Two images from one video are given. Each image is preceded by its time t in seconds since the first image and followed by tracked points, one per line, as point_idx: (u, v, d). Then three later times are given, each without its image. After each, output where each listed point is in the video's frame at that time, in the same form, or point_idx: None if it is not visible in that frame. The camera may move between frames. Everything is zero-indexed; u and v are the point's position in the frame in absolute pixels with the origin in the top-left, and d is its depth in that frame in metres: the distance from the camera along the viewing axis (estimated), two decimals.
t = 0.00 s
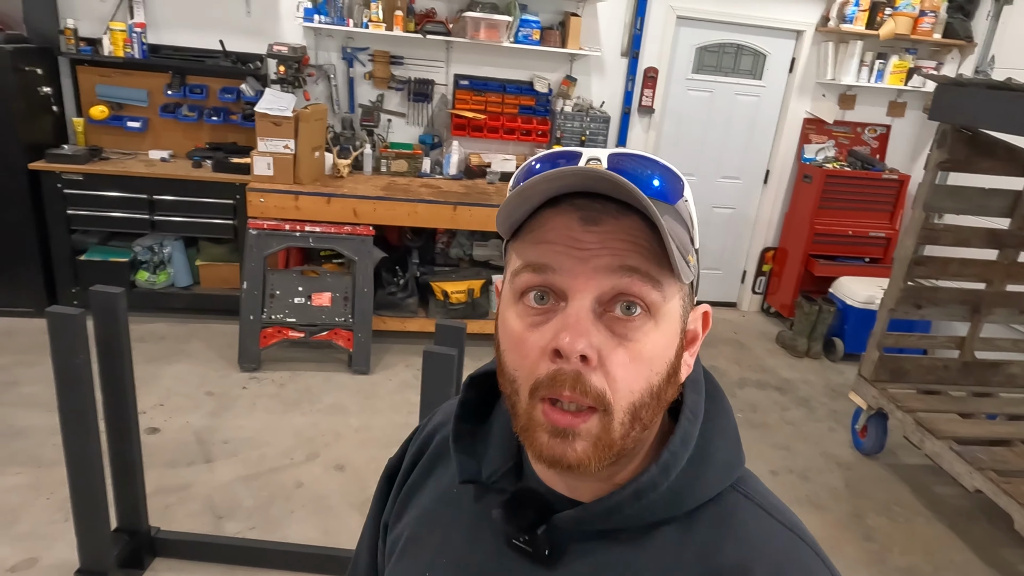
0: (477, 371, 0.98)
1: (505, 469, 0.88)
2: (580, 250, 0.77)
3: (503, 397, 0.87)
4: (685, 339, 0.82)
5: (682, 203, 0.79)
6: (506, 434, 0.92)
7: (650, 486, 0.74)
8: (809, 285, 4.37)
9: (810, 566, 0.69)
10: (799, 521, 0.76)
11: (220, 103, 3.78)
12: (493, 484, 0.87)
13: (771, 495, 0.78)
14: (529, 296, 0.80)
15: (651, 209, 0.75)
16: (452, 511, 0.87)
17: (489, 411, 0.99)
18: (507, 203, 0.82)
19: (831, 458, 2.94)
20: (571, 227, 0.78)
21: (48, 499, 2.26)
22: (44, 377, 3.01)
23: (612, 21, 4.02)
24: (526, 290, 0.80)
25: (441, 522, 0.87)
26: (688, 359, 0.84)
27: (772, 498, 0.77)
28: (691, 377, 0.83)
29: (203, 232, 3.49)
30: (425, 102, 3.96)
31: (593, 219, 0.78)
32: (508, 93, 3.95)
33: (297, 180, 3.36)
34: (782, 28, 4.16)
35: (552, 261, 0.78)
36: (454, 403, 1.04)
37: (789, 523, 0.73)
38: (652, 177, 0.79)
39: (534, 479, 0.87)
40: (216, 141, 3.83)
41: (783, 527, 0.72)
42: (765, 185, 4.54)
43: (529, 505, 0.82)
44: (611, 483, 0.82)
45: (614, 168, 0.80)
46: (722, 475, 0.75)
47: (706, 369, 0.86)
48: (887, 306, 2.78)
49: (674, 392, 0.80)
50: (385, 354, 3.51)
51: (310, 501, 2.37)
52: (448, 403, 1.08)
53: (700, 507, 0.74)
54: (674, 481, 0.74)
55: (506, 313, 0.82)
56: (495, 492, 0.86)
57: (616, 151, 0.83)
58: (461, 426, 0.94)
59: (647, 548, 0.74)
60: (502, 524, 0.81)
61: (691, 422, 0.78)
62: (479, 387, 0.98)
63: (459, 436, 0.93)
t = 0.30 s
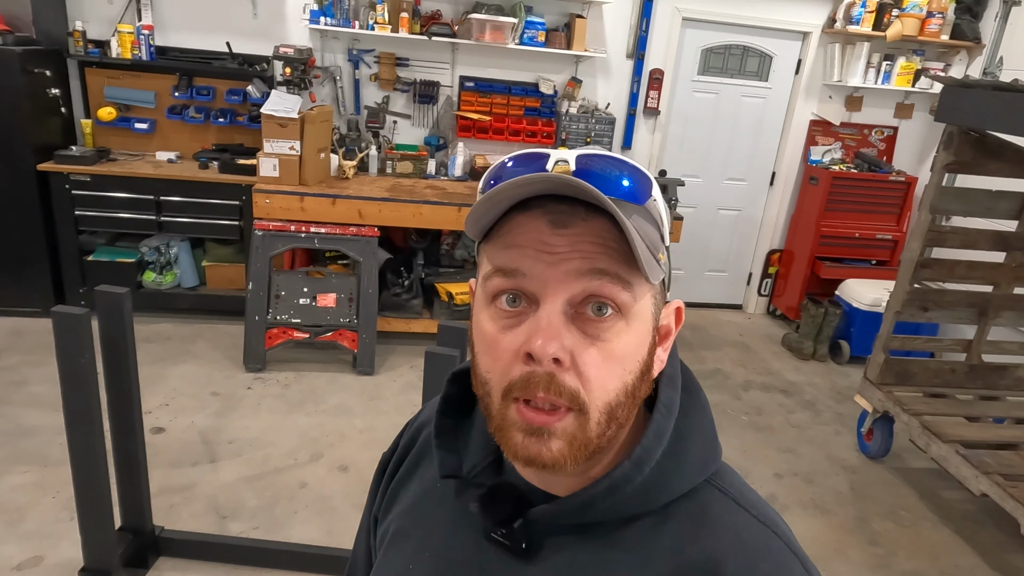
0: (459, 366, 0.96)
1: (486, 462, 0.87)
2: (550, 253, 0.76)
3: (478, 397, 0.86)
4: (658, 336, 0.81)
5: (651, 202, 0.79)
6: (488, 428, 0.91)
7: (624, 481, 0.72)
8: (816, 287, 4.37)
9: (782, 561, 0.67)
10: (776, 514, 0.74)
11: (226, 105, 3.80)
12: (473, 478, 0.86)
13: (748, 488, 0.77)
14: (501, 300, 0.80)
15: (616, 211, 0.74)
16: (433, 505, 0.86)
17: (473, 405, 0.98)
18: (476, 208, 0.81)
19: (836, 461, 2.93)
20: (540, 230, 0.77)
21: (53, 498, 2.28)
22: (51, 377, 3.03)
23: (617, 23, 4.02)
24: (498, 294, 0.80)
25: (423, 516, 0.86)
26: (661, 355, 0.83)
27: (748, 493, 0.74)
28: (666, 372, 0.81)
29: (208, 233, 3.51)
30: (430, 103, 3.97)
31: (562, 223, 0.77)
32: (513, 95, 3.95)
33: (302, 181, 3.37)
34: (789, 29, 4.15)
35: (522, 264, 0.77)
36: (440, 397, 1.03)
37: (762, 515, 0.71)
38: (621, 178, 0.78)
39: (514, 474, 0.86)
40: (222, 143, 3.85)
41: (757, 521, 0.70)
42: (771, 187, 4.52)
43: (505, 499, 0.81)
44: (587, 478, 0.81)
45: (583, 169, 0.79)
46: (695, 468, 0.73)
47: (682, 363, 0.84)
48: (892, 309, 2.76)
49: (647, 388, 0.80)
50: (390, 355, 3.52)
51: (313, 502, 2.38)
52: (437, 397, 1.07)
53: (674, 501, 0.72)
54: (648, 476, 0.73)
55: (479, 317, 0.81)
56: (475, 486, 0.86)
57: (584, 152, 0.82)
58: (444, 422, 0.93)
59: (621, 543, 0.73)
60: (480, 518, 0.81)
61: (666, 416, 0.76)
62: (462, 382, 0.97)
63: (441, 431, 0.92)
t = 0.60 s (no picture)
0: (459, 361, 0.97)
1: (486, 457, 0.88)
2: (547, 250, 0.77)
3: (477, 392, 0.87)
4: (654, 331, 0.82)
5: (648, 199, 0.80)
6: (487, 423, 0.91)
7: (620, 474, 0.73)
8: (816, 290, 4.39)
9: (777, 551, 0.67)
10: (773, 506, 0.74)
11: (228, 107, 3.82)
12: (472, 473, 0.87)
13: (746, 481, 0.77)
14: (499, 296, 0.80)
15: (611, 209, 0.74)
16: (434, 501, 0.87)
17: (473, 400, 0.98)
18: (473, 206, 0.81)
19: (836, 464, 2.93)
20: (537, 229, 0.78)
21: (54, 498, 2.28)
22: (52, 378, 3.03)
23: (618, 26, 4.03)
24: (496, 291, 0.80)
25: (424, 511, 0.87)
26: (658, 350, 0.83)
27: (746, 485, 0.75)
28: (663, 366, 0.82)
29: (209, 235, 3.53)
30: (431, 106, 3.98)
31: (558, 221, 0.77)
32: (513, 98, 3.96)
33: (303, 183, 3.38)
34: (788, 33, 4.16)
35: (519, 262, 0.78)
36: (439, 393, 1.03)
37: (758, 506, 0.72)
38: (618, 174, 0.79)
39: (514, 469, 0.87)
40: (224, 145, 3.86)
41: (754, 513, 0.70)
42: (771, 191, 4.53)
43: (503, 494, 0.82)
44: (585, 472, 0.82)
45: (579, 167, 0.80)
46: (690, 461, 0.73)
47: (680, 357, 0.84)
48: (892, 311, 2.77)
49: (644, 383, 0.80)
50: (390, 357, 3.53)
51: (314, 503, 2.38)
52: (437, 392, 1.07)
53: (670, 494, 0.73)
54: (643, 469, 0.73)
55: (477, 314, 0.81)
56: (475, 481, 0.87)
57: (580, 151, 0.83)
58: (443, 417, 0.94)
59: (616, 536, 0.73)
60: (480, 513, 0.82)
61: (662, 409, 0.77)
62: (460, 377, 0.97)
63: (440, 426, 0.93)
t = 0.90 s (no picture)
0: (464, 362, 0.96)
1: (495, 460, 0.87)
2: (563, 249, 0.76)
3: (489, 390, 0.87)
4: (670, 332, 0.82)
5: (666, 199, 0.79)
6: (495, 425, 0.91)
7: (636, 476, 0.73)
8: (814, 292, 4.35)
9: (797, 551, 0.67)
10: (788, 504, 0.74)
11: (226, 107, 3.81)
12: (483, 475, 0.87)
13: (760, 478, 0.77)
14: (514, 294, 0.80)
15: (630, 208, 0.74)
16: (444, 505, 0.87)
17: (478, 402, 0.98)
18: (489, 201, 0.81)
19: (834, 465, 2.94)
20: (554, 227, 0.77)
21: (51, 499, 2.27)
22: (49, 378, 3.02)
23: (617, 28, 4.04)
24: (510, 288, 0.80)
25: (433, 516, 0.87)
26: (673, 351, 0.83)
27: (761, 484, 0.75)
28: (676, 366, 0.81)
29: (207, 235, 3.52)
30: (430, 107, 3.97)
31: (575, 219, 0.77)
32: (513, 99, 3.95)
33: (302, 183, 3.37)
34: (786, 35, 4.18)
35: (535, 260, 0.78)
36: (444, 394, 1.03)
37: (774, 505, 0.72)
38: (637, 173, 0.79)
39: (525, 472, 0.86)
40: (222, 145, 3.86)
41: (772, 512, 0.70)
42: (769, 192, 4.55)
43: (517, 498, 0.81)
44: (598, 473, 0.82)
45: (598, 165, 0.79)
46: (705, 461, 0.73)
47: (693, 357, 0.84)
48: (890, 313, 2.78)
49: (659, 385, 0.80)
50: (389, 358, 3.52)
51: (313, 503, 2.37)
52: (441, 393, 1.07)
53: (686, 495, 0.73)
54: (660, 471, 0.73)
55: (491, 310, 0.81)
56: (485, 484, 0.86)
57: (599, 147, 0.82)
58: (450, 420, 0.93)
59: (632, 539, 0.73)
60: (492, 518, 0.82)
61: (676, 410, 0.77)
62: (466, 379, 0.97)
63: (447, 428, 0.92)
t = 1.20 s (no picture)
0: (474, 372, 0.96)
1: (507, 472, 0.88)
2: (580, 264, 0.76)
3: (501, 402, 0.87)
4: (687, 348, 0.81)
5: (689, 214, 0.79)
6: (506, 436, 0.91)
7: (653, 489, 0.72)
8: (809, 291, 4.37)
9: (814, 566, 0.68)
10: (803, 517, 0.74)
11: (221, 107, 3.79)
12: (493, 487, 0.87)
13: (774, 492, 0.77)
14: (528, 308, 0.80)
15: (651, 227, 0.73)
16: (454, 516, 0.87)
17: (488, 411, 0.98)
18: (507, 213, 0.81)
19: (831, 464, 2.95)
20: (572, 241, 0.77)
21: (47, 502, 2.25)
22: (43, 380, 3.00)
23: (613, 27, 4.04)
24: (524, 301, 0.80)
25: (442, 526, 0.87)
26: (691, 367, 0.83)
27: (776, 497, 0.75)
28: (693, 381, 0.81)
29: (203, 236, 3.50)
30: (426, 107, 3.96)
31: (594, 234, 0.76)
32: (509, 99, 3.95)
33: (298, 184, 3.36)
34: (781, 35, 4.19)
35: (550, 275, 0.78)
36: (453, 403, 1.03)
37: (790, 519, 0.72)
38: (659, 185, 0.78)
39: (536, 484, 0.86)
40: (217, 145, 3.84)
41: (788, 527, 0.71)
42: (764, 192, 4.56)
43: (530, 510, 0.81)
44: (610, 489, 0.81)
45: (620, 179, 0.79)
46: (722, 474, 0.73)
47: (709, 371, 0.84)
48: (886, 312, 2.79)
49: (674, 402, 0.80)
50: (385, 359, 3.51)
51: (311, 505, 2.36)
52: (449, 401, 1.07)
53: (703, 509, 0.73)
54: (677, 484, 0.73)
55: (504, 323, 0.81)
56: (497, 496, 0.86)
57: (619, 159, 0.82)
58: (461, 429, 0.93)
59: (647, 553, 0.73)
60: (503, 530, 0.81)
61: (693, 423, 0.77)
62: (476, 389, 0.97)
63: (458, 438, 0.92)
